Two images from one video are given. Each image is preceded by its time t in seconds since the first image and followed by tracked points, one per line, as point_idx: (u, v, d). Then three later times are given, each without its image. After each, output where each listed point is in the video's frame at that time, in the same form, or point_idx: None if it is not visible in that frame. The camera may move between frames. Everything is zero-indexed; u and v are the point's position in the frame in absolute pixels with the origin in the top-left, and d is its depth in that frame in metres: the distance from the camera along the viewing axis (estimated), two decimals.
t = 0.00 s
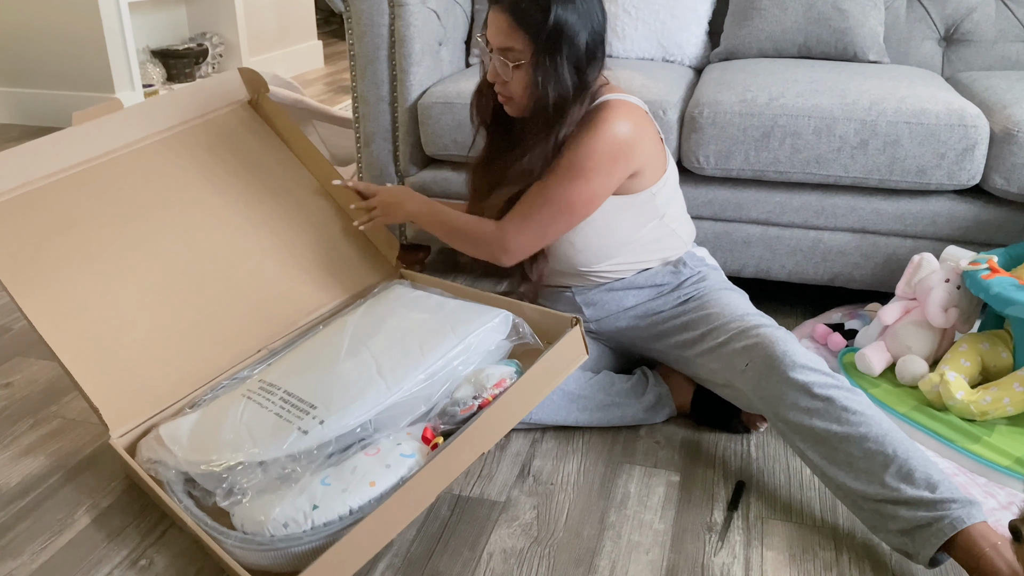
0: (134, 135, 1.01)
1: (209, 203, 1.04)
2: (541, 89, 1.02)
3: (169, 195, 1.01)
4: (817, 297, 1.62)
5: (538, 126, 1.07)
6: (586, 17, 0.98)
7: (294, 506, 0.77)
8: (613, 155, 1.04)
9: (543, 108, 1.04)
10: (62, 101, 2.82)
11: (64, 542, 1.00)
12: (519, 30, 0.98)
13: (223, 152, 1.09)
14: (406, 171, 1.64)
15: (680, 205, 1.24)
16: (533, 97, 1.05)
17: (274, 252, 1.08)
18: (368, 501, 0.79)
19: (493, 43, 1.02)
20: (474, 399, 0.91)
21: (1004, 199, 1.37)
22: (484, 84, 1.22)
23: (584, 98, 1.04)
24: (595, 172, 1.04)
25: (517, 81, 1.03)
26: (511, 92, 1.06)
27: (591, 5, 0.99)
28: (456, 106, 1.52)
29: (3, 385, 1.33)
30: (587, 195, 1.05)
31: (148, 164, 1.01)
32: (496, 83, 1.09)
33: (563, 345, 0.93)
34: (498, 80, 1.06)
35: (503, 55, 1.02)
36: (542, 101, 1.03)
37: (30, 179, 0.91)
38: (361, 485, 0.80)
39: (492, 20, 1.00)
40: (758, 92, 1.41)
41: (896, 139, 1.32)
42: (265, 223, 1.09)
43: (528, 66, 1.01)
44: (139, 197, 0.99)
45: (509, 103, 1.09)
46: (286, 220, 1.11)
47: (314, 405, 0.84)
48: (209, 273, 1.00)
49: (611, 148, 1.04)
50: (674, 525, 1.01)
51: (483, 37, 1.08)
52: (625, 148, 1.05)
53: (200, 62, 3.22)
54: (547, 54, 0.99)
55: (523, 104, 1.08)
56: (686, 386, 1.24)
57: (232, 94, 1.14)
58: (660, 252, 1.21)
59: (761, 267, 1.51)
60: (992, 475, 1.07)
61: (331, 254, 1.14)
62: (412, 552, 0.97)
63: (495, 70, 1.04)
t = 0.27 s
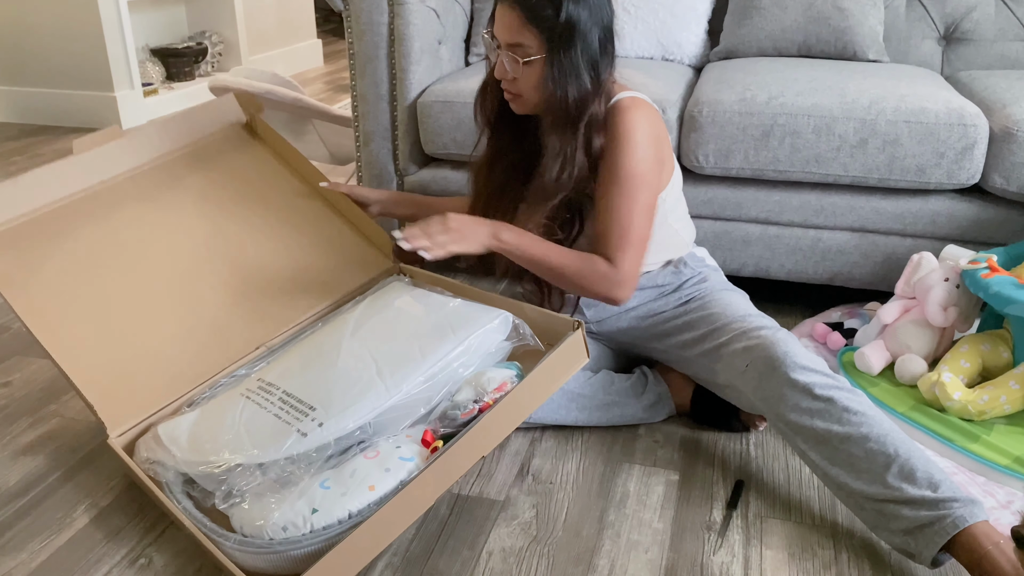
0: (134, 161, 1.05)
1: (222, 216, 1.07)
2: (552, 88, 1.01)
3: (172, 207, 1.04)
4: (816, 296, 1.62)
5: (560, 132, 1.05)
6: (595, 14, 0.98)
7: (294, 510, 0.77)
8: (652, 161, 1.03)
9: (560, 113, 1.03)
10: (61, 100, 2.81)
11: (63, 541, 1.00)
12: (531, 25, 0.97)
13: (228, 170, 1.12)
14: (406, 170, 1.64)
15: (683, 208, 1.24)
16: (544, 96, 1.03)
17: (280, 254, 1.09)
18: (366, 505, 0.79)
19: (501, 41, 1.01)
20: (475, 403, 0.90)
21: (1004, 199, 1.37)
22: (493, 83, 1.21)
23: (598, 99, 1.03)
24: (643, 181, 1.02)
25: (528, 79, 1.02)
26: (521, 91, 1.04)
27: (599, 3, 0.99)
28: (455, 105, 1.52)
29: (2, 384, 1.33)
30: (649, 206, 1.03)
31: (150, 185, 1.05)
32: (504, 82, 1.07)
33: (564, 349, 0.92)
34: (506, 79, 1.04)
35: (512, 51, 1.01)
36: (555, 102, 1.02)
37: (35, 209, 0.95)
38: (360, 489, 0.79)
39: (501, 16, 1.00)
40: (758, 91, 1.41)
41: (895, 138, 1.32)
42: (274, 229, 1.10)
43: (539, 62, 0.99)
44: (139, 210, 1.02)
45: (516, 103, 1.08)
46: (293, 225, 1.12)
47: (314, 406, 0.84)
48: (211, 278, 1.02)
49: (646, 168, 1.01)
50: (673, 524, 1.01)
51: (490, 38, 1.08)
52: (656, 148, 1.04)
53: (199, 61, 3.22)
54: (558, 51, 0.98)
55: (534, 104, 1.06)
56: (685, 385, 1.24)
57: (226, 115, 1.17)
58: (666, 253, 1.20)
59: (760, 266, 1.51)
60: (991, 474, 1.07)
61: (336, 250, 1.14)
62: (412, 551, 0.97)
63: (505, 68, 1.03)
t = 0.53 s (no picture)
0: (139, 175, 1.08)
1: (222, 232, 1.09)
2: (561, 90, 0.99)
3: (170, 222, 1.07)
4: (815, 294, 1.62)
5: (580, 137, 1.04)
6: (597, 11, 0.97)
7: (293, 508, 0.77)
8: (682, 165, 1.07)
9: (578, 119, 1.03)
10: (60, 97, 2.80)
11: (62, 539, 1.00)
12: (533, 25, 0.96)
13: (229, 187, 1.15)
14: (405, 168, 1.64)
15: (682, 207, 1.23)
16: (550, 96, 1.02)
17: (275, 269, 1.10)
18: (365, 504, 0.78)
19: (503, 43, 1.00)
20: (474, 402, 0.90)
21: (1003, 197, 1.37)
22: (493, 86, 1.18)
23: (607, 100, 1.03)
24: (678, 186, 1.06)
25: (535, 81, 1.01)
26: (527, 94, 1.03)
27: (600, 0, 0.98)
28: (454, 103, 1.52)
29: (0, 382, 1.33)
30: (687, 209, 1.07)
31: (151, 200, 1.08)
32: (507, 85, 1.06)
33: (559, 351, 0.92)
34: (510, 82, 1.03)
35: (515, 54, 0.99)
36: (565, 104, 1.01)
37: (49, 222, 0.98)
38: (358, 487, 0.79)
39: (501, 18, 0.98)
40: (757, 89, 1.41)
41: (894, 136, 1.32)
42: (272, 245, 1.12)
43: (543, 62, 0.98)
44: (141, 223, 1.05)
45: (520, 106, 1.06)
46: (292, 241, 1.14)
47: (311, 405, 0.84)
48: (209, 289, 1.04)
49: (679, 172, 1.06)
50: (671, 522, 1.01)
51: (492, 41, 1.06)
52: (682, 150, 1.08)
53: (198, 59, 3.22)
54: (564, 51, 0.97)
55: (540, 106, 1.05)
56: (684, 383, 1.23)
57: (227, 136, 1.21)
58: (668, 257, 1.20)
59: (759, 264, 1.51)
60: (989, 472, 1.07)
61: (333, 260, 1.16)
62: (411, 549, 0.97)
63: (508, 72, 1.01)
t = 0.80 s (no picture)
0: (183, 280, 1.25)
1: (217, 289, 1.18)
2: (574, 87, 0.99)
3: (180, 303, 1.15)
4: (813, 293, 1.62)
5: (592, 137, 1.04)
6: (609, 9, 0.97)
7: (289, 509, 0.77)
8: (696, 171, 1.07)
9: (592, 119, 1.02)
10: (56, 95, 2.79)
11: (58, 538, 1.00)
12: (546, 22, 0.95)
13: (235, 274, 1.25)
14: (402, 166, 1.64)
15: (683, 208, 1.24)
16: (563, 95, 1.01)
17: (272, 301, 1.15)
18: (363, 503, 0.78)
19: (515, 42, 0.99)
20: (471, 402, 0.90)
21: (1000, 195, 1.37)
22: (503, 89, 1.17)
23: (621, 101, 1.04)
24: (690, 192, 1.07)
25: (547, 80, 1.00)
26: (539, 94, 1.02)
27: None
28: (452, 101, 1.51)
29: None
30: (698, 215, 1.08)
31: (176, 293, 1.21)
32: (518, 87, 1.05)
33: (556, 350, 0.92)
34: (521, 82, 1.02)
35: (526, 52, 0.99)
36: (579, 103, 1.00)
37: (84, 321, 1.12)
38: (356, 486, 0.79)
39: (513, 16, 0.97)
40: (754, 88, 1.41)
41: (892, 134, 1.32)
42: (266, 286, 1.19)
43: (555, 60, 0.97)
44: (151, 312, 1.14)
45: (533, 107, 1.05)
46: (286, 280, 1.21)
47: (309, 405, 0.84)
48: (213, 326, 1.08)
49: (691, 180, 1.07)
50: (669, 521, 1.01)
51: (501, 41, 1.06)
52: (696, 155, 1.08)
53: (195, 57, 3.21)
54: (576, 47, 0.96)
55: (553, 107, 1.04)
56: (681, 381, 1.23)
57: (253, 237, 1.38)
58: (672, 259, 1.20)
59: (757, 263, 1.51)
60: (987, 470, 1.07)
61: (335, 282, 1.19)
62: (408, 548, 0.97)
63: (520, 73, 1.00)
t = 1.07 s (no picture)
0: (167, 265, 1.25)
1: (214, 283, 1.20)
2: (584, 88, 0.99)
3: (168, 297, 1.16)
4: (807, 292, 1.62)
5: (602, 138, 1.04)
6: (617, 10, 0.97)
7: (283, 508, 0.76)
8: (702, 172, 1.08)
9: (601, 119, 1.03)
10: (49, 94, 2.78)
11: (51, 538, 1.00)
12: (555, 22, 0.95)
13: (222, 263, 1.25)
14: (397, 165, 1.64)
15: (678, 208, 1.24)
16: (570, 95, 1.02)
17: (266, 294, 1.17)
18: (357, 503, 0.78)
19: (522, 42, 0.99)
20: (466, 402, 0.90)
21: (992, 195, 1.37)
22: (508, 89, 1.17)
23: (631, 103, 1.04)
24: (695, 195, 1.07)
25: (555, 80, 1.00)
26: (546, 95, 1.02)
27: None
28: (447, 100, 1.51)
29: None
30: (702, 218, 1.08)
31: (162, 279, 1.20)
32: (524, 88, 1.05)
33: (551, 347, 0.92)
34: (528, 83, 1.01)
35: (534, 52, 0.99)
36: (587, 103, 1.00)
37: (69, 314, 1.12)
38: (350, 487, 0.79)
39: (520, 17, 0.97)
40: (748, 87, 1.41)
41: (886, 134, 1.32)
42: (262, 280, 1.20)
43: (564, 60, 0.98)
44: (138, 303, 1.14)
45: (539, 108, 1.05)
46: (281, 270, 1.22)
47: (303, 404, 0.84)
48: (202, 325, 1.09)
49: (698, 180, 1.07)
50: (664, 519, 1.01)
51: (506, 41, 1.05)
52: (702, 156, 1.08)
53: (188, 56, 3.21)
54: (586, 48, 0.96)
55: (560, 108, 1.04)
56: (675, 381, 1.24)
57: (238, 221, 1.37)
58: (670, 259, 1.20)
59: (751, 262, 1.51)
60: (979, 469, 1.07)
61: (324, 277, 1.20)
62: (403, 547, 0.97)
63: (527, 74, 1.00)
